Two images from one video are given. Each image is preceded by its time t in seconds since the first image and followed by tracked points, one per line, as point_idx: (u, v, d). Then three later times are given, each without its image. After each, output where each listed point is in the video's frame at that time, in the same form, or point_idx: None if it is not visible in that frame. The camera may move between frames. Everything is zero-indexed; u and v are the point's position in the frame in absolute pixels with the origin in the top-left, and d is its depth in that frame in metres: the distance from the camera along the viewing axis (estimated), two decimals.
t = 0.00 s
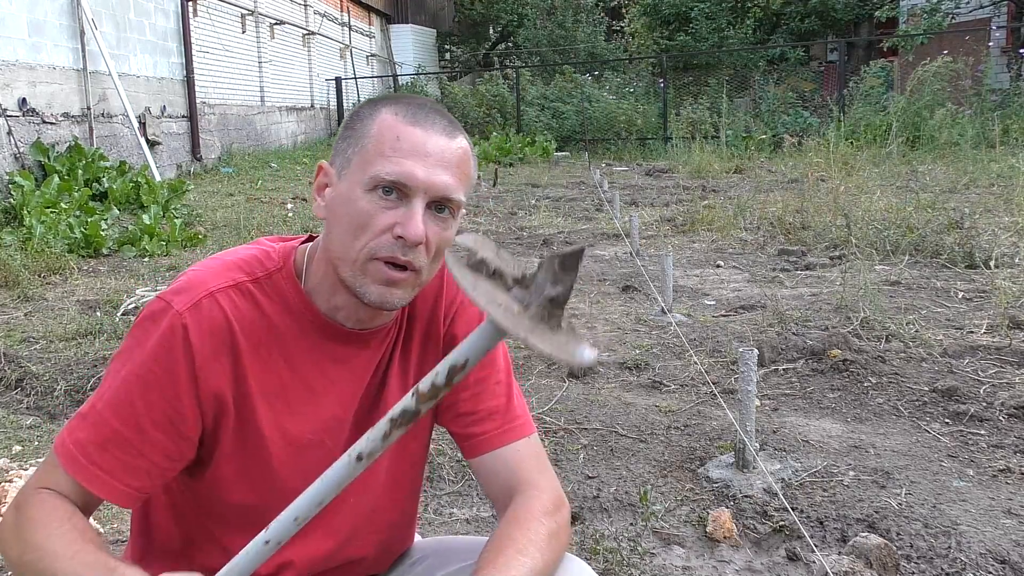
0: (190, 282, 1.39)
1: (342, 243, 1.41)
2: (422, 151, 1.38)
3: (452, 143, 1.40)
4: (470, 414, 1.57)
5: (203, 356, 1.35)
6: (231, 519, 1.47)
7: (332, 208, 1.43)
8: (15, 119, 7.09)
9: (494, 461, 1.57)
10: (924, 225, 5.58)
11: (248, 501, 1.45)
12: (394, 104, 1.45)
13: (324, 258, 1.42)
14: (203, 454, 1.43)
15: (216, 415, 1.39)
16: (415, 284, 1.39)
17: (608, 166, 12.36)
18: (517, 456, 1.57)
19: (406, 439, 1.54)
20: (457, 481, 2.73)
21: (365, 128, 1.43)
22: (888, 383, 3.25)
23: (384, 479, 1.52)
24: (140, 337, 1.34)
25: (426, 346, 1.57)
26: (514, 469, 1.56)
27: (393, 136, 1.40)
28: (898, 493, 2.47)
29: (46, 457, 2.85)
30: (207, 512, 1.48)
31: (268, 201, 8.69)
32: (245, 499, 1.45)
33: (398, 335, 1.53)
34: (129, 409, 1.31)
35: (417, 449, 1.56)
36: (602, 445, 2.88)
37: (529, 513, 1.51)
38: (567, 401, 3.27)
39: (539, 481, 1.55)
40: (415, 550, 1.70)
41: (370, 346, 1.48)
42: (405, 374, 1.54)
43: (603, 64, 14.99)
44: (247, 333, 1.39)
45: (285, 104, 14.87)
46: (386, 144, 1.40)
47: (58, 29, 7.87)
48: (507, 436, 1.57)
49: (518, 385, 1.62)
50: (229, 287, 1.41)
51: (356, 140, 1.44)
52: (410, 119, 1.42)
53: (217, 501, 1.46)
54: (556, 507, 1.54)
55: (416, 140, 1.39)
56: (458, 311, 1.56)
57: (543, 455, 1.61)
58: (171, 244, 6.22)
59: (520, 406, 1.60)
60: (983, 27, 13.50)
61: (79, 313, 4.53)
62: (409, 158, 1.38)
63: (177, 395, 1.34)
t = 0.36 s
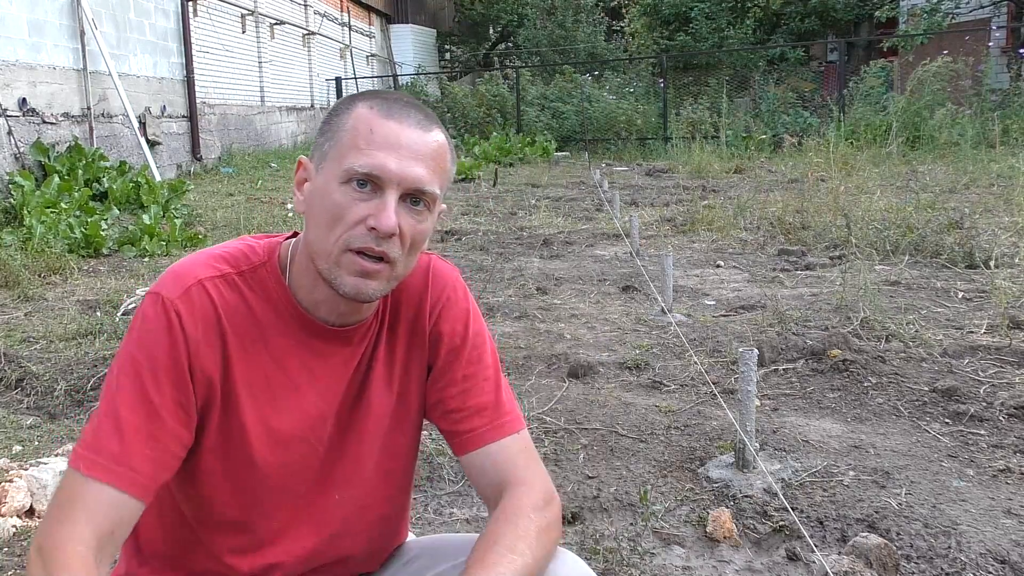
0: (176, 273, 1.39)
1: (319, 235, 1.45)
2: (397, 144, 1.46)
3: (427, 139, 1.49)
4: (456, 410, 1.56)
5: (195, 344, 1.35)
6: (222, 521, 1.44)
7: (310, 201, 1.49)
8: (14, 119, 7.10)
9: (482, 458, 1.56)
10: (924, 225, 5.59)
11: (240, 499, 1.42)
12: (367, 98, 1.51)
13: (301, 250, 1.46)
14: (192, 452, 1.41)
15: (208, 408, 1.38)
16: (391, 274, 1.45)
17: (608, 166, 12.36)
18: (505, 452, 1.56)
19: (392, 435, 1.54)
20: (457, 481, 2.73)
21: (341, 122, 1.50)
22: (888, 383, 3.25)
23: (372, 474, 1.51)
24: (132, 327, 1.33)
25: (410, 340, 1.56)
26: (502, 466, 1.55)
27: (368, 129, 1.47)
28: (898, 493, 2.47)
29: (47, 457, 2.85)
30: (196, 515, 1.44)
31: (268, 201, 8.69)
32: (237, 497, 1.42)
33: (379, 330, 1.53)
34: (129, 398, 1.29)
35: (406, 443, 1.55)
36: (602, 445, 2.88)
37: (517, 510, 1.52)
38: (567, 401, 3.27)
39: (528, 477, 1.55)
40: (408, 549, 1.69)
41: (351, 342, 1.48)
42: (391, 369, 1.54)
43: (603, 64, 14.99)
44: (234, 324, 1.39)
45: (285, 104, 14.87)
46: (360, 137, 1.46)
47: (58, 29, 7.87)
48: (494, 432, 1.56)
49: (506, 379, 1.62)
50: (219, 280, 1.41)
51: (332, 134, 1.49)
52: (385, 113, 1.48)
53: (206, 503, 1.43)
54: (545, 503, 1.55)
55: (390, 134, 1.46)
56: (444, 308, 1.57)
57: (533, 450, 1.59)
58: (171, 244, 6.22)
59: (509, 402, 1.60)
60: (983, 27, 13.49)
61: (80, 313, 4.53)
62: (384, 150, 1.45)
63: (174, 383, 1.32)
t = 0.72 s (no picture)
0: (193, 262, 1.37)
1: (341, 221, 1.45)
2: (423, 132, 1.47)
3: (450, 131, 1.51)
4: (457, 405, 1.57)
5: (223, 329, 1.34)
6: (230, 516, 1.41)
7: (332, 189, 1.48)
8: (15, 119, 7.10)
9: (478, 453, 1.57)
10: (924, 225, 5.59)
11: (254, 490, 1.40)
12: (392, 90, 1.52)
13: (322, 237, 1.45)
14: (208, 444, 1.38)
15: (230, 396, 1.36)
16: (415, 260, 1.45)
17: (608, 166, 12.36)
18: (500, 448, 1.57)
19: (393, 428, 1.55)
20: (457, 481, 2.73)
21: (366, 112, 1.50)
22: (888, 383, 3.25)
23: (371, 467, 1.51)
24: (159, 311, 1.31)
25: (417, 335, 1.57)
26: (495, 461, 1.56)
27: (395, 118, 1.48)
28: (897, 493, 2.47)
29: (47, 457, 2.85)
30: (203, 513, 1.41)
31: (268, 201, 8.70)
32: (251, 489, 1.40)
33: (387, 326, 1.53)
34: (165, 380, 1.27)
35: (404, 437, 1.57)
36: (602, 445, 2.89)
37: (509, 504, 1.53)
38: (567, 401, 3.27)
39: (521, 475, 1.56)
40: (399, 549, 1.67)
41: (362, 335, 1.48)
42: (396, 362, 1.54)
43: (603, 64, 14.99)
44: (253, 311, 1.39)
45: (285, 104, 14.87)
46: (387, 124, 1.47)
47: (58, 29, 7.88)
48: (490, 427, 1.57)
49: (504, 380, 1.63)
50: (236, 266, 1.40)
51: (356, 123, 1.50)
52: (411, 104, 1.50)
53: (216, 497, 1.40)
54: (537, 502, 1.56)
55: (416, 123, 1.48)
56: (448, 303, 1.58)
57: (525, 449, 1.60)
58: (171, 244, 6.22)
59: (504, 401, 1.61)
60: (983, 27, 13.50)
61: (80, 313, 4.54)
62: (410, 138, 1.46)
63: (207, 366, 1.30)
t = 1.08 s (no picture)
0: (213, 277, 1.34)
1: (365, 234, 1.44)
2: (452, 148, 1.46)
3: (477, 147, 1.50)
4: (469, 415, 1.57)
5: (245, 346, 1.31)
6: (245, 524, 1.41)
7: (356, 201, 1.47)
8: (15, 119, 7.10)
9: (483, 462, 1.57)
10: (924, 225, 5.59)
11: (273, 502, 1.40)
12: (421, 104, 1.51)
13: (346, 249, 1.44)
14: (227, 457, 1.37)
15: (250, 411, 1.34)
16: (439, 277, 1.44)
17: (608, 166, 12.35)
18: (507, 457, 1.57)
19: (405, 438, 1.55)
20: (456, 481, 2.73)
21: (394, 124, 1.49)
22: (888, 383, 3.25)
23: (384, 476, 1.52)
24: (180, 328, 1.28)
25: (433, 345, 1.57)
26: (501, 469, 1.56)
27: (424, 132, 1.47)
28: (898, 493, 2.47)
29: (47, 457, 2.85)
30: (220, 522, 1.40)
31: (268, 201, 8.69)
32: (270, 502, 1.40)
33: (404, 337, 1.52)
34: (190, 400, 1.24)
35: (415, 446, 1.57)
36: (602, 445, 2.89)
37: (512, 512, 1.52)
38: (567, 401, 3.27)
39: (525, 486, 1.56)
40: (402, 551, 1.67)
41: (380, 346, 1.47)
42: (411, 372, 1.54)
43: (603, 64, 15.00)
44: (274, 324, 1.37)
45: (285, 104, 14.87)
46: (417, 140, 1.46)
47: (58, 29, 7.87)
48: (497, 437, 1.56)
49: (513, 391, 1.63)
50: (256, 280, 1.38)
51: (384, 135, 1.48)
52: (440, 119, 1.49)
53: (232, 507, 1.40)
54: (540, 514, 1.55)
55: (445, 138, 1.47)
56: (462, 311, 1.58)
57: (530, 459, 1.60)
58: (171, 244, 6.22)
59: (513, 410, 1.60)
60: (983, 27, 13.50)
61: (80, 313, 4.54)
62: (440, 154, 1.45)
63: (231, 385, 1.28)
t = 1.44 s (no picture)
0: (204, 284, 1.33)
1: (359, 243, 1.42)
2: (445, 154, 1.43)
3: (471, 150, 1.47)
4: (473, 420, 1.56)
5: (233, 357, 1.30)
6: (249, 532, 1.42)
7: (349, 209, 1.45)
8: (15, 120, 7.11)
9: (490, 470, 1.55)
10: (924, 225, 5.59)
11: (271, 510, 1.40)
12: (411, 107, 1.48)
13: (340, 258, 1.42)
14: (224, 465, 1.38)
15: (242, 421, 1.34)
16: (434, 285, 1.42)
17: (608, 166, 12.35)
18: (514, 462, 1.56)
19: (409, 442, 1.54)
20: (456, 481, 2.73)
21: (384, 129, 1.46)
22: (888, 383, 3.25)
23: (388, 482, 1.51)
24: (166, 339, 1.27)
25: (434, 349, 1.56)
26: (509, 476, 1.55)
27: (414, 137, 1.44)
28: (898, 493, 2.47)
29: (47, 457, 2.85)
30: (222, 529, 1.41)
31: (268, 201, 8.69)
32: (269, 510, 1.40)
33: (403, 342, 1.51)
34: (174, 414, 1.25)
35: (420, 449, 1.56)
36: (602, 445, 2.89)
37: (522, 520, 1.52)
38: (567, 401, 3.27)
39: (534, 492, 1.55)
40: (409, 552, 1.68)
41: (378, 351, 1.46)
42: (412, 378, 1.53)
43: (603, 64, 15.00)
44: (266, 332, 1.36)
45: (285, 104, 14.87)
46: (408, 147, 1.43)
47: (58, 29, 7.87)
48: (501, 445, 1.55)
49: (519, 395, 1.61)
50: (248, 288, 1.36)
51: (376, 141, 1.46)
52: (431, 123, 1.46)
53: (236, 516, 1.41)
54: (551, 518, 1.54)
55: (436, 143, 1.44)
56: (465, 316, 1.56)
57: (538, 463, 1.59)
58: (171, 244, 6.22)
59: (519, 413, 1.59)
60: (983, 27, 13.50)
61: (80, 313, 4.53)
62: (431, 160, 1.42)
63: (218, 397, 1.28)
